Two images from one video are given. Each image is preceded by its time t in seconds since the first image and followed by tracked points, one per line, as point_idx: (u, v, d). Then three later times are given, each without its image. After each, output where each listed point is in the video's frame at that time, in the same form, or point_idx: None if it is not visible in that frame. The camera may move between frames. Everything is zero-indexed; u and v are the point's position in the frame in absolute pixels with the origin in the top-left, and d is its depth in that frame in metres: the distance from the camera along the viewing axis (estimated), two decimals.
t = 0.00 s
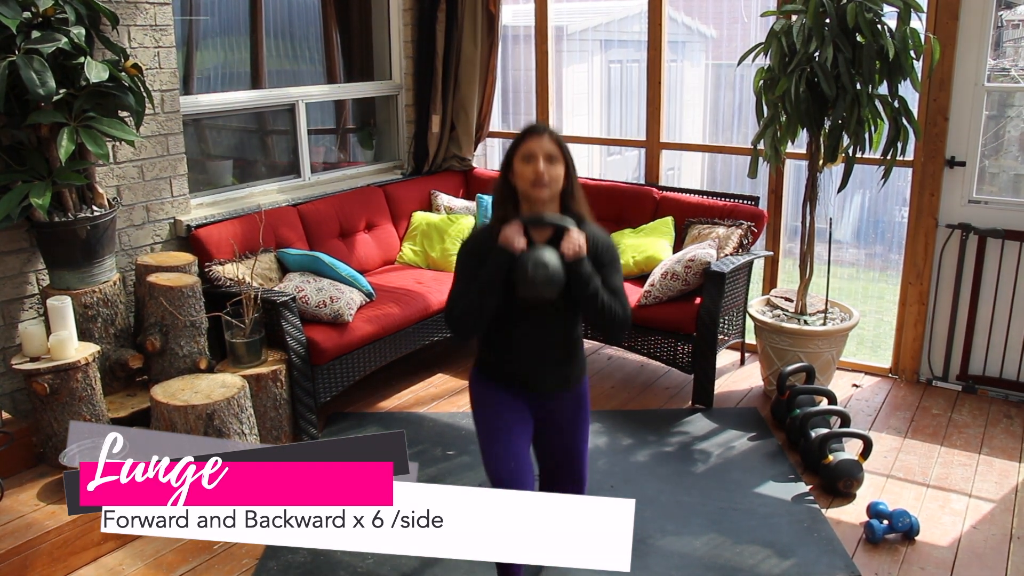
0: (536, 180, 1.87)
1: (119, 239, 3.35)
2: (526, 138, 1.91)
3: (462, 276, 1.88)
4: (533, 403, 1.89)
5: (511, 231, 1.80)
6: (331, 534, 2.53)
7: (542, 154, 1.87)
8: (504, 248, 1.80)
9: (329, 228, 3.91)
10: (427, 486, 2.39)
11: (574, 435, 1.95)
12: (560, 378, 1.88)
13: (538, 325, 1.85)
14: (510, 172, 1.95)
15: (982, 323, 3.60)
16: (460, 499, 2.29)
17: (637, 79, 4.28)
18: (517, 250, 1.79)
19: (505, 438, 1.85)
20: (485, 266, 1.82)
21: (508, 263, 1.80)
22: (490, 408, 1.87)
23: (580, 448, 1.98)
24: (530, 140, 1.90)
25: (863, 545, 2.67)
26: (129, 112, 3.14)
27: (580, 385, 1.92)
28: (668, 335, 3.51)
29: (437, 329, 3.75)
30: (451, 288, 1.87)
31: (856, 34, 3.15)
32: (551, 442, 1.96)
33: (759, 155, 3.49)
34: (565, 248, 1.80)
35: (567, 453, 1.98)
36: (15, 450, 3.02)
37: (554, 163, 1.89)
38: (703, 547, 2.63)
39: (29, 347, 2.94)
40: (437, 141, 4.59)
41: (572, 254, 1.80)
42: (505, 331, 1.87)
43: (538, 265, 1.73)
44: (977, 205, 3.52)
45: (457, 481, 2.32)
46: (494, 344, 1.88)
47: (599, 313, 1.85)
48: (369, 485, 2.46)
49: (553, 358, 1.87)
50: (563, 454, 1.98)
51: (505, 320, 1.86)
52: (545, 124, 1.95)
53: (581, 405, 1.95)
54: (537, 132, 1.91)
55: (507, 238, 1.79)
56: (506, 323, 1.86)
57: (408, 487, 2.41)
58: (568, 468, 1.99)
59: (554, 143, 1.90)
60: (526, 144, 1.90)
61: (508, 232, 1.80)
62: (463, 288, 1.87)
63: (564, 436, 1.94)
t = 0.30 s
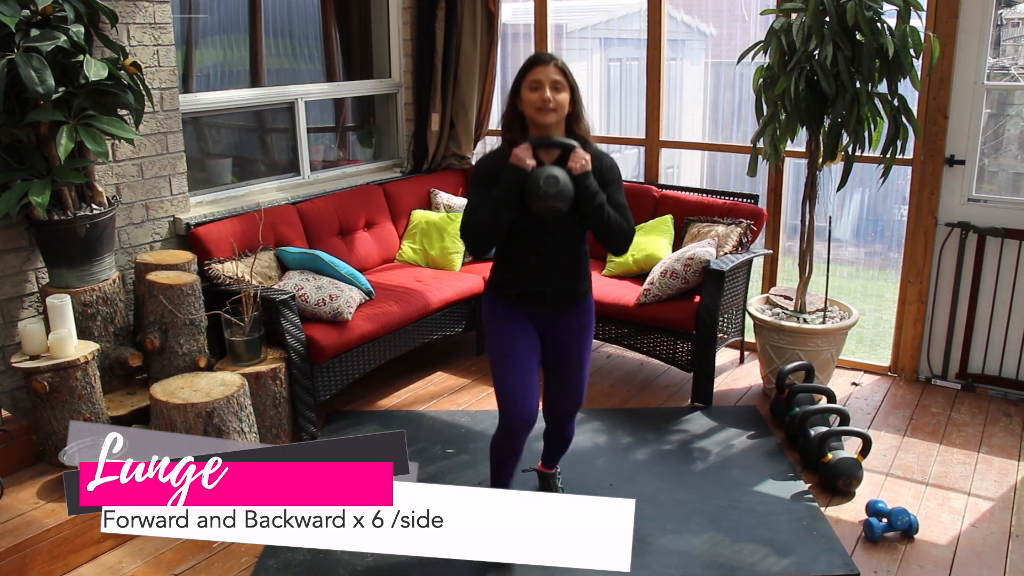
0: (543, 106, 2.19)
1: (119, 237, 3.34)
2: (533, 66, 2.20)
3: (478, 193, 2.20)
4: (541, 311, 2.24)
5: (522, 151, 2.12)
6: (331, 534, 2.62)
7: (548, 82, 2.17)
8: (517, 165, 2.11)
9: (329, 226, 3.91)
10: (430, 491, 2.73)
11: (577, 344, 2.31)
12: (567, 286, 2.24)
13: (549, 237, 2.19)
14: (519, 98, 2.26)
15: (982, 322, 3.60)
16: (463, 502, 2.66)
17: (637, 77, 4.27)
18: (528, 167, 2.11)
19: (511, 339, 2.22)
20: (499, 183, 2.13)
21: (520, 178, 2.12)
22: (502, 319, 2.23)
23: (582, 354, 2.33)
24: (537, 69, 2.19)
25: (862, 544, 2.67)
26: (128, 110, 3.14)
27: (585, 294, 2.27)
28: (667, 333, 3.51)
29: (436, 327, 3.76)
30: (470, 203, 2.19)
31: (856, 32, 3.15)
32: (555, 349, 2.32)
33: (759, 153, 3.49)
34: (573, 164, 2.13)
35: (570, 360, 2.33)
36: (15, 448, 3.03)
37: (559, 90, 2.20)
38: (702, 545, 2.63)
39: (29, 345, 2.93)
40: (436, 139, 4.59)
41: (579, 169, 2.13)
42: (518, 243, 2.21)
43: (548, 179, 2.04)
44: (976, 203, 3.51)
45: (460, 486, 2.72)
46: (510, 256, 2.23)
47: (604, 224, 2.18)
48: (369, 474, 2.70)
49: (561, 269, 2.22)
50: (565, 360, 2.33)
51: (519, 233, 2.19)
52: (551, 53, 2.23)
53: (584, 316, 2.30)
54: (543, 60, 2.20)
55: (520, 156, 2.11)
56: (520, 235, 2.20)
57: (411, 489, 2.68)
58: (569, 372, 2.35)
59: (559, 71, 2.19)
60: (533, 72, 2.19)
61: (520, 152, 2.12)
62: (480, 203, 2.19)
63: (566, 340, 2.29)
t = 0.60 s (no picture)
0: (544, 92, 2.35)
1: (119, 235, 3.34)
2: (534, 54, 2.37)
3: (482, 175, 2.38)
4: (540, 289, 2.39)
5: (523, 137, 2.29)
6: (331, 533, 2.65)
7: (548, 69, 2.34)
8: (518, 150, 2.28)
9: (328, 224, 3.91)
10: (431, 492, 2.85)
11: (574, 323, 2.44)
12: (566, 266, 2.38)
13: (549, 218, 2.35)
14: (522, 84, 2.43)
15: (981, 320, 3.61)
16: (464, 502, 2.78)
17: (636, 75, 4.27)
18: (529, 152, 2.28)
19: (507, 315, 2.40)
20: (502, 166, 2.30)
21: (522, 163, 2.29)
22: (502, 296, 2.40)
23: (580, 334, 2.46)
24: (537, 56, 2.36)
25: (862, 542, 2.67)
26: (128, 108, 3.14)
27: (583, 275, 2.42)
28: (666, 331, 3.51)
29: (436, 325, 3.76)
30: (475, 185, 2.38)
31: (856, 30, 3.15)
32: (554, 328, 2.45)
33: (759, 152, 3.49)
34: (572, 148, 2.30)
35: (568, 339, 2.45)
36: (15, 447, 3.03)
37: (559, 77, 2.36)
38: (702, 543, 2.63)
39: (29, 344, 2.93)
40: (436, 137, 4.58)
41: (577, 154, 2.30)
42: (519, 224, 2.37)
43: (548, 164, 2.23)
44: (976, 201, 3.51)
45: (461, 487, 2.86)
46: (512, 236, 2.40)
47: (603, 207, 2.33)
48: (372, 472, 2.87)
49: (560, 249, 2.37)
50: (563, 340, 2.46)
51: (521, 212, 2.36)
52: (551, 41, 2.39)
53: (582, 296, 2.44)
54: (543, 48, 2.36)
55: (521, 141, 2.29)
56: (522, 216, 2.37)
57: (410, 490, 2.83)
58: (567, 351, 2.47)
59: (558, 58, 2.35)
60: (534, 60, 2.36)
61: (521, 138, 2.30)
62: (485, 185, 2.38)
63: (563, 319, 2.43)
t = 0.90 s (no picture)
0: (549, 86, 2.40)
1: (119, 232, 3.35)
2: (541, 49, 2.43)
3: (486, 167, 2.44)
4: (536, 275, 2.46)
5: (526, 136, 2.33)
6: (331, 533, 2.65)
7: (554, 64, 2.40)
8: (520, 149, 2.33)
9: (328, 221, 3.91)
10: (431, 493, 2.84)
11: (568, 307, 2.48)
12: (562, 257, 2.42)
13: (548, 213, 2.40)
14: (529, 79, 2.48)
15: (981, 317, 3.61)
16: (464, 502, 2.80)
17: (636, 72, 4.27)
18: (529, 151, 2.32)
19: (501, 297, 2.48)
20: (504, 161, 2.35)
21: (523, 160, 2.33)
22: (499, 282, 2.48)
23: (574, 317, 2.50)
24: (545, 52, 2.42)
25: (861, 539, 2.68)
26: (127, 105, 3.14)
27: (579, 265, 2.45)
28: (666, 328, 3.51)
29: (436, 322, 3.76)
30: (478, 178, 2.44)
31: (856, 27, 3.14)
32: (549, 310, 2.50)
33: (758, 148, 3.49)
34: (572, 150, 2.31)
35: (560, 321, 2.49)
36: (15, 445, 3.00)
37: (564, 72, 2.41)
38: (701, 540, 2.64)
39: (28, 340, 2.93)
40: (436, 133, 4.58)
41: (577, 155, 2.31)
42: (519, 214, 2.44)
43: (546, 166, 2.26)
44: (976, 198, 3.51)
45: (462, 487, 2.87)
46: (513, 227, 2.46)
47: (601, 207, 2.35)
48: (372, 472, 2.84)
49: (558, 243, 2.42)
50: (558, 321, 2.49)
51: (521, 204, 2.42)
52: (559, 37, 2.46)
53: (578, 282, 2.48)
54: (550, 44, 2.43)
55: (523, 140, 2.33)
56: (522, 208, 2.42)
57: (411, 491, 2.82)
58: (562, 331, 2.50)
59: (565, 53, 2.41)
60: (541, 55, 2.42)
61: (524, 135, 2.34)
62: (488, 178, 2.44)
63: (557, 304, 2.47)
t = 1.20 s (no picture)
0: (547, 115, 2.45)
1: (120, 229, 3.35)
2: (539, 77, 2.47)
3: (487, 194, 2.52)
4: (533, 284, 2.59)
5: (528, 163, 2.40)
6: (331, 533, 2.64)
7: (553, 93, 2.44)
8: (522, 175, 2.39)
9: (329, 218, 3.91)
10: (431, 493, 2.84)
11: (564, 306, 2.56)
12: (560, 270, 2.54)
13: (548, 234, 2.50)
14: (527, 105, 2.52)
15: (983, 316, 3.61)
16: (463, 503, 2.82)
17: (637, 69, 4.27)
18: (532, 178, 2.39)
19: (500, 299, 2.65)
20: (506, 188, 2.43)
21: (525, 188, 2.40)
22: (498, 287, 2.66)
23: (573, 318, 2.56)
24: (543, 80, 2.46)
25: (862, 537, 2.67)
26: (129, 102, 3.14)
27: (575, 274, 2.56)
28: (667, 326, 3.51)
29: (436, 319, 3.76)
30: (479, 203, 2.51)
31: (857, 24, 3.14)
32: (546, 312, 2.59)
33: (759, 146, 3.49)
34: (572, 176, 2.41)
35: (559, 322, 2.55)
36: (16, 440, 3.02)
37: (562, 100, 2.46)
38: (702, 537, 2.64)
39: (30, 337, 2.93)
40: (437, 131, 4.58)
41: (579, 182, 2.42)
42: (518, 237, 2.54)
43: (551, 193, 2.34)
44: (977, 196, 3.51)
45: (461, 487, 2.88)
46: (513, 245, 2.57)
47: (600, 229, 2.47)
48: (372, 472, 2.85)
49: (556, 260, 2.53)
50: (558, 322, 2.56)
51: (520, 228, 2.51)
52: (556, 64, 2.49)
53: (574, 286, 2.58)
54: (549, 72, 2.46)
55: (525, 167, 2.40)
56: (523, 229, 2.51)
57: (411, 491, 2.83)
58: (563, 332, 2.56)
59: (563, 82, 2.45)
60: (539, 83, 2.46)
61: (526, 162, 2.40)
62: (489, 201, 2.51)
63: (553, 306, 2.57)
